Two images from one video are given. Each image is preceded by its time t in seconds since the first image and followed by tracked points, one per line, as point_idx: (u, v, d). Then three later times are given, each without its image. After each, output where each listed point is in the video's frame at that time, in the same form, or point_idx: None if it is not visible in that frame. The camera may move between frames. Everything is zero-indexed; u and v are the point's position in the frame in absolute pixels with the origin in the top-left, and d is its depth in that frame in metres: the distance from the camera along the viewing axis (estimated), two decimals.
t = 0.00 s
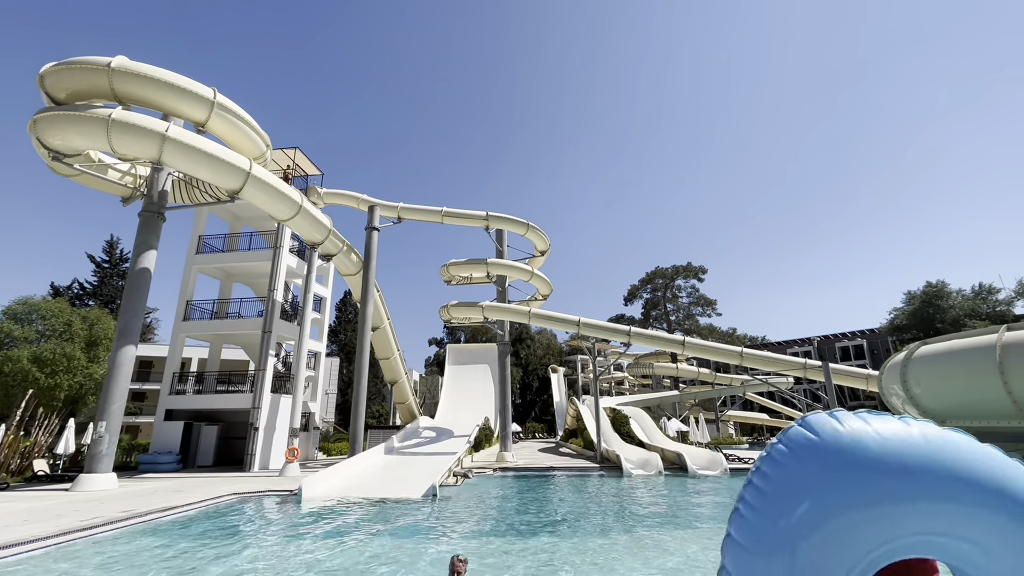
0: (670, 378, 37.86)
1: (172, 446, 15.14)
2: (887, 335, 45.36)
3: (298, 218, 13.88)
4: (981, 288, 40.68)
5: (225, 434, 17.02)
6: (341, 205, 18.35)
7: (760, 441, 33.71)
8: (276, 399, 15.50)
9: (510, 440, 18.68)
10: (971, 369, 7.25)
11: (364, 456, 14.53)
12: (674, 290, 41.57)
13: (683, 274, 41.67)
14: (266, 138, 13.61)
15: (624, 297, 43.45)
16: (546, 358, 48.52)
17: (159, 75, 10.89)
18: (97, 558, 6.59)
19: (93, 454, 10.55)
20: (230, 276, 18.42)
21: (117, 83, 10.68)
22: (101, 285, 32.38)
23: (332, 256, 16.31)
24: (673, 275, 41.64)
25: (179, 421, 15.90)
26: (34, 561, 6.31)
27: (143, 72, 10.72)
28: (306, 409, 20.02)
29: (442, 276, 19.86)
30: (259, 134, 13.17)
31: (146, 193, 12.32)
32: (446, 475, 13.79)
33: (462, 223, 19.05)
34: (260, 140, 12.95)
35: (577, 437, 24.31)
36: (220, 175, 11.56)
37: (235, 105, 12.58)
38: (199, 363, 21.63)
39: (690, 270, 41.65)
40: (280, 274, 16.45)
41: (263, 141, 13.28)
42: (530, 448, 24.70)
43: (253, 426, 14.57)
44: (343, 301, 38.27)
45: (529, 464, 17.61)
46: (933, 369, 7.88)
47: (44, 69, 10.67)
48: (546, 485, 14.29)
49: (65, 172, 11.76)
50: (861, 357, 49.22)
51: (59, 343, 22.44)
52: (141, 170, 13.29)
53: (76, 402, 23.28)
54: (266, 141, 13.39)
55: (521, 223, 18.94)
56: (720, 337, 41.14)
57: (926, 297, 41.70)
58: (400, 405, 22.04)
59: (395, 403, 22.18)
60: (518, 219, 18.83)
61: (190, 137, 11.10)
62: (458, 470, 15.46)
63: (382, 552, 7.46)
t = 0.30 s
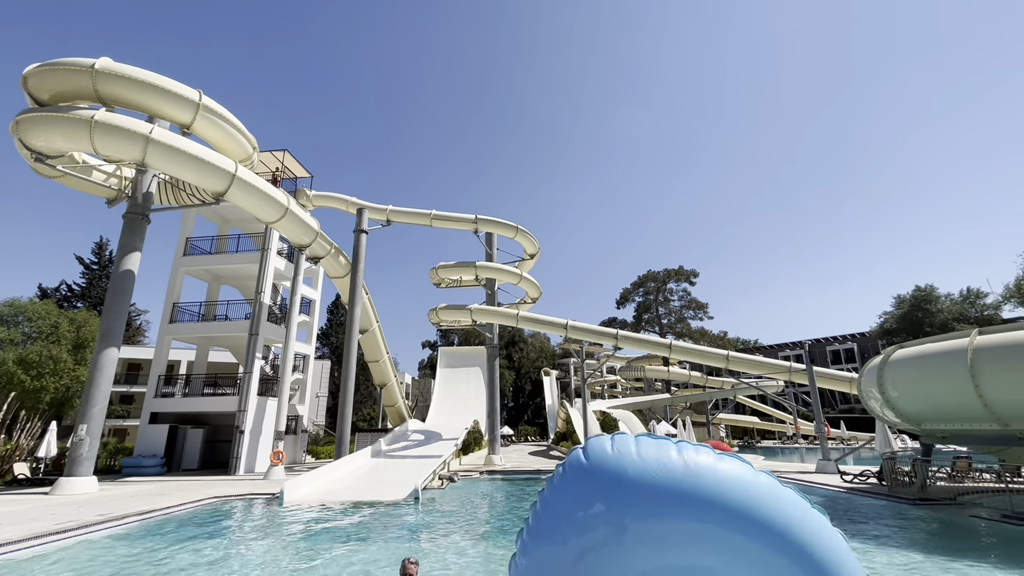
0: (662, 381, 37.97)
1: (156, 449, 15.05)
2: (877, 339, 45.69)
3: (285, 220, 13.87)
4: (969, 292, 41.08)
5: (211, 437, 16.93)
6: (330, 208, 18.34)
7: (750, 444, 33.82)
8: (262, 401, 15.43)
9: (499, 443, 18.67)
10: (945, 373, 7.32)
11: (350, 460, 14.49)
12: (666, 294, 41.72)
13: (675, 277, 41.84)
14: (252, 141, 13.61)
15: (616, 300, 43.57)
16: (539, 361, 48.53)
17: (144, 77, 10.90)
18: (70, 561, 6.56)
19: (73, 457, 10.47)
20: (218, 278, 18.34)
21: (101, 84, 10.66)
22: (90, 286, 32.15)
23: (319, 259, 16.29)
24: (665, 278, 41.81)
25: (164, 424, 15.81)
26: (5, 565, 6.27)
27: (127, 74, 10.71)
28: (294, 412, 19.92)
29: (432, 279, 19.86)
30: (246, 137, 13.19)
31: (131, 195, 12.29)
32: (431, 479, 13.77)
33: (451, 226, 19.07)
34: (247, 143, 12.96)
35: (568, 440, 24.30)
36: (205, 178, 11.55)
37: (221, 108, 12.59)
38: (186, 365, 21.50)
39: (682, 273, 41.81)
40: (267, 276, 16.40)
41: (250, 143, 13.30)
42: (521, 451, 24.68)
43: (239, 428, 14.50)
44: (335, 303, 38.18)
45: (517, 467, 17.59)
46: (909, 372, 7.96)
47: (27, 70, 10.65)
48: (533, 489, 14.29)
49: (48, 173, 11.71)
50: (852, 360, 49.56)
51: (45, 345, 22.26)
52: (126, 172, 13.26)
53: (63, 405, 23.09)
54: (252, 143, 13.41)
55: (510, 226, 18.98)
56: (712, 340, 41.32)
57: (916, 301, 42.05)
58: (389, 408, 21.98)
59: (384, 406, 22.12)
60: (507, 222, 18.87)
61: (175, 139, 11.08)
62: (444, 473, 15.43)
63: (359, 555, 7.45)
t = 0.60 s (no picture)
0: (652, 383, 38.12)
1: (138, 452, 14.93)
2: (866, 342, 46.08)
3: (269, 223, 13.83)
4: (955, 296, 41.54)
5: (195, 440, 16.82)
6: (317, 210, 18.29)
7: (739, 447, 34.03)
8: (246, 404, 15.35)
9: (485, 446, 18.68)
10: (914, 377, 7.43)
11: (334, 463, 14.46)
12: (656, 297, 41.94)
13: (665, 280, 42.04)
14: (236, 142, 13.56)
15: (607, 303, 43.77)
16: (530, 363, 48.57)
17: (126, 78, 10.85)
18: (39, 565, 6.51)
19: (50, 460, 10.38)
20: (203, 279, 18.23)
21: (81, 85, 10.60)
22: (75, 287, 31.82)
23: (305, 261, 16.23)
24: (655, 281, 42.02)
25: (147, 427, 15.69)
26: None
27: (108, 75, 10.67)
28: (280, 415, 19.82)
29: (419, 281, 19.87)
30: (230, 138, 13.17)
31: (112, 197, 12.20)
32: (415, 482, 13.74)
33: (439, 229, 19.09)
34: (231, 145, 12.93)
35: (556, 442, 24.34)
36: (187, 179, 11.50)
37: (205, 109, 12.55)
38: (172, 368, 21.33)
39: (672, 276, 42.03)
40: (253, 278, 16.31)
41: (234, 145, 13.28)
42: (509, 454, 24.68)
43: (222, 432, 14.41)
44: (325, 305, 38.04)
45: (503, 470, 17.60)
46: (882, 375, 8.06)
47: (7, 70, 10.57)
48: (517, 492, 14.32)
49: (28, 174, 11.61)
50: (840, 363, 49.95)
51: (28, 346, 21.97)
52: (108, 173, 13.17)
53: (45, 407, 22.82)
54: (237, 145, 13.38)
55: (498, 230, 19.03)
56: (701, 343, 41.55)
57: (902, 304, 42.50)
58: (377, 410, 21.93)
59: (372, 408, 22.06)
60: (494, 225, 18.92)
61: (156, 140, 11.03)
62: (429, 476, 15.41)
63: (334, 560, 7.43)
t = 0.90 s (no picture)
0: (641, 386, 38.26)
1: (117, 455, 14.75)
2: (852, 345, 46.52)
3: (252, 224, 13.76)
4: (939, 300, 42.11)
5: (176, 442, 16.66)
6: (302, 211, 18.22)
7: (726, 449, 34.26)
8: (228, 406, 15.22)
9: (470, 449, 18.65)
10: (885, 380, 7.54)
11: (316, 466, 14.37)
12: (645, 299, 42.15)
13: (654, 283, 42.25)
14: (219, 143, 13.50)
15: (597, 305, 43.95)
16: (520, 365, 48.57)
17: (104, 77, 10.78)
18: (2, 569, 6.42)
19: (23, 463, 10.23)
20: (186, 280, 18.06)
21: (59, 84, 10.49)
22: (58, 287, 31.37)
23: (290, 262, 16.16)
24: (644, 284, 42.23)
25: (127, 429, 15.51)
26: None
27: (87, 74, 10.58)
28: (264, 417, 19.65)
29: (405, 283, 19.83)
30: (212, 139, 13.14)
31: (91, 196, 12.07)
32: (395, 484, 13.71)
33: (425, 230, 19.09)
34: (213, 145, 12.89)
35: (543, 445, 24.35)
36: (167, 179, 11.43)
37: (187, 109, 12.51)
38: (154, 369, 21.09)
39: (661, 279, 42.25)
40: (236, 279, 16.19)
41: (216, 145, 13.26)
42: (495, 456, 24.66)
43: (203, 434, 14.27)
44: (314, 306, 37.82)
45: (488, 473, 17.56)
46: (854, 379, 8.16)
47: None
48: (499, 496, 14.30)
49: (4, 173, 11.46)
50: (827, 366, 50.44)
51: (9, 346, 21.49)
52: (88, 172, 13.03)
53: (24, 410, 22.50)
54: (219, 145, 13.35)
55: (484, 232, 19.05)
56: (690, 346, 41.78)
57: (888, 308, 43.04)
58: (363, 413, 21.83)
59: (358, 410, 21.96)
60: (480, 228, 18.94)
61: (135, 140, 10.95)
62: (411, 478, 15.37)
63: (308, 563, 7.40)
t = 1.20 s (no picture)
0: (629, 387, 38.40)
1: (94, 456, 14.53)
2: (838, 348, 47.01)
3: (233, 223, 13.64)
4: (923, 303, 42.70)
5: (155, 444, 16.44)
6: (287, 210, 18.08)
7: (713, 450, 34.44)
8: (208, 407, 15.04)
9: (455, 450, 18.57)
10: (857, 382, 7.60)
11: (296, 468, 14.27)
12: (634, 301, 42.34)
13: (642, 285, 42.43)
14: (200, 142, 13.42)
15: (586, 307, 44.09)
16: (510, 366, 48.54)
17: (81, 73, 10.63)
18: None
19: None
20: (168, 279, 17.85)
21: (33, 80, 10.31)
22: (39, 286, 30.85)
23: (273, 262, 16.03)
24: (633, 286, 42.41)
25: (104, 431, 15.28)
26: None
27: (63, 70, 10.43)
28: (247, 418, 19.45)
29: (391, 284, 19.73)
30: (192, 137, 13.08)
31: (66, 194, 11.88)
32: (375, 487, 13.64)
33: (411, 231, 19.02)
34: (193, 144, 12.86)
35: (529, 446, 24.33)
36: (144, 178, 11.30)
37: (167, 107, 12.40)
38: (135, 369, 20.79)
39: (650, 281, 42.43)
40: (218, 279, 16.01)
41: (197, 144, 13.20)
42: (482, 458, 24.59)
43: (182, 435, 14.09)
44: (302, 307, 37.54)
45: (472, 475, 17.51)
46: (829, 380, 8.23)
47: None
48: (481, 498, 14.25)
49: None
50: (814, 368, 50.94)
51: None
52: (65, 169, 12.84)
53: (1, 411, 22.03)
54: (199, 143, 13.31)
55: (470, 232, 19.01)
56: (678, 348, 42.01)
57: (873, 310, 43.59)
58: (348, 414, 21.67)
59: (343, 411, 21.80)
60: (466, 228, 18.90)
61: (112, 137, 10.81)
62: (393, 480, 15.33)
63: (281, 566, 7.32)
